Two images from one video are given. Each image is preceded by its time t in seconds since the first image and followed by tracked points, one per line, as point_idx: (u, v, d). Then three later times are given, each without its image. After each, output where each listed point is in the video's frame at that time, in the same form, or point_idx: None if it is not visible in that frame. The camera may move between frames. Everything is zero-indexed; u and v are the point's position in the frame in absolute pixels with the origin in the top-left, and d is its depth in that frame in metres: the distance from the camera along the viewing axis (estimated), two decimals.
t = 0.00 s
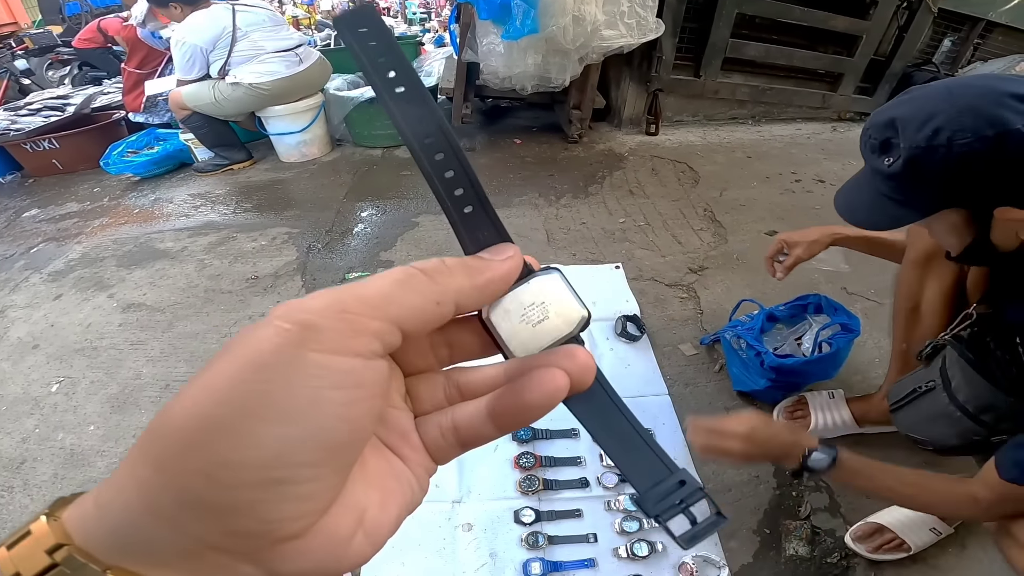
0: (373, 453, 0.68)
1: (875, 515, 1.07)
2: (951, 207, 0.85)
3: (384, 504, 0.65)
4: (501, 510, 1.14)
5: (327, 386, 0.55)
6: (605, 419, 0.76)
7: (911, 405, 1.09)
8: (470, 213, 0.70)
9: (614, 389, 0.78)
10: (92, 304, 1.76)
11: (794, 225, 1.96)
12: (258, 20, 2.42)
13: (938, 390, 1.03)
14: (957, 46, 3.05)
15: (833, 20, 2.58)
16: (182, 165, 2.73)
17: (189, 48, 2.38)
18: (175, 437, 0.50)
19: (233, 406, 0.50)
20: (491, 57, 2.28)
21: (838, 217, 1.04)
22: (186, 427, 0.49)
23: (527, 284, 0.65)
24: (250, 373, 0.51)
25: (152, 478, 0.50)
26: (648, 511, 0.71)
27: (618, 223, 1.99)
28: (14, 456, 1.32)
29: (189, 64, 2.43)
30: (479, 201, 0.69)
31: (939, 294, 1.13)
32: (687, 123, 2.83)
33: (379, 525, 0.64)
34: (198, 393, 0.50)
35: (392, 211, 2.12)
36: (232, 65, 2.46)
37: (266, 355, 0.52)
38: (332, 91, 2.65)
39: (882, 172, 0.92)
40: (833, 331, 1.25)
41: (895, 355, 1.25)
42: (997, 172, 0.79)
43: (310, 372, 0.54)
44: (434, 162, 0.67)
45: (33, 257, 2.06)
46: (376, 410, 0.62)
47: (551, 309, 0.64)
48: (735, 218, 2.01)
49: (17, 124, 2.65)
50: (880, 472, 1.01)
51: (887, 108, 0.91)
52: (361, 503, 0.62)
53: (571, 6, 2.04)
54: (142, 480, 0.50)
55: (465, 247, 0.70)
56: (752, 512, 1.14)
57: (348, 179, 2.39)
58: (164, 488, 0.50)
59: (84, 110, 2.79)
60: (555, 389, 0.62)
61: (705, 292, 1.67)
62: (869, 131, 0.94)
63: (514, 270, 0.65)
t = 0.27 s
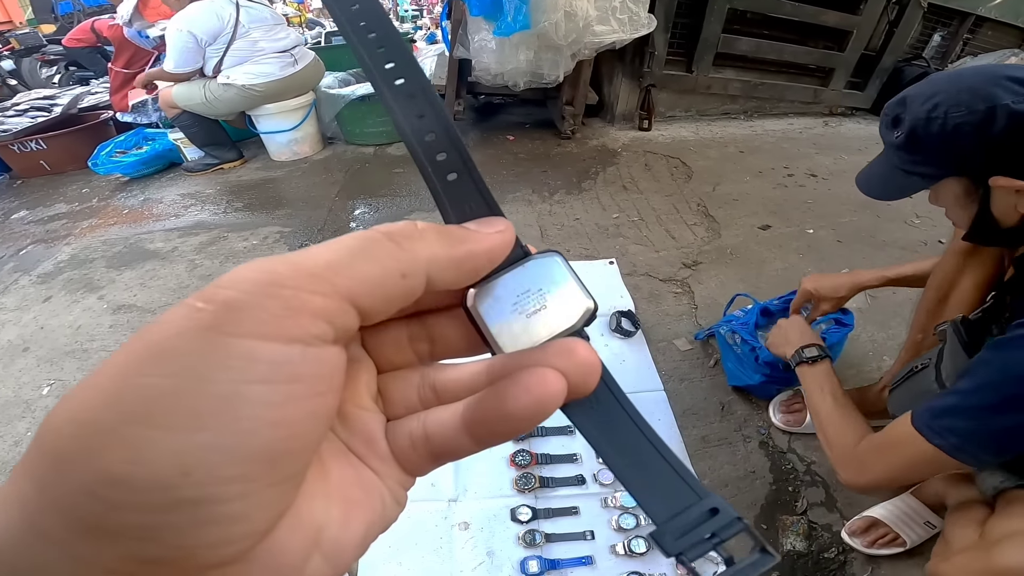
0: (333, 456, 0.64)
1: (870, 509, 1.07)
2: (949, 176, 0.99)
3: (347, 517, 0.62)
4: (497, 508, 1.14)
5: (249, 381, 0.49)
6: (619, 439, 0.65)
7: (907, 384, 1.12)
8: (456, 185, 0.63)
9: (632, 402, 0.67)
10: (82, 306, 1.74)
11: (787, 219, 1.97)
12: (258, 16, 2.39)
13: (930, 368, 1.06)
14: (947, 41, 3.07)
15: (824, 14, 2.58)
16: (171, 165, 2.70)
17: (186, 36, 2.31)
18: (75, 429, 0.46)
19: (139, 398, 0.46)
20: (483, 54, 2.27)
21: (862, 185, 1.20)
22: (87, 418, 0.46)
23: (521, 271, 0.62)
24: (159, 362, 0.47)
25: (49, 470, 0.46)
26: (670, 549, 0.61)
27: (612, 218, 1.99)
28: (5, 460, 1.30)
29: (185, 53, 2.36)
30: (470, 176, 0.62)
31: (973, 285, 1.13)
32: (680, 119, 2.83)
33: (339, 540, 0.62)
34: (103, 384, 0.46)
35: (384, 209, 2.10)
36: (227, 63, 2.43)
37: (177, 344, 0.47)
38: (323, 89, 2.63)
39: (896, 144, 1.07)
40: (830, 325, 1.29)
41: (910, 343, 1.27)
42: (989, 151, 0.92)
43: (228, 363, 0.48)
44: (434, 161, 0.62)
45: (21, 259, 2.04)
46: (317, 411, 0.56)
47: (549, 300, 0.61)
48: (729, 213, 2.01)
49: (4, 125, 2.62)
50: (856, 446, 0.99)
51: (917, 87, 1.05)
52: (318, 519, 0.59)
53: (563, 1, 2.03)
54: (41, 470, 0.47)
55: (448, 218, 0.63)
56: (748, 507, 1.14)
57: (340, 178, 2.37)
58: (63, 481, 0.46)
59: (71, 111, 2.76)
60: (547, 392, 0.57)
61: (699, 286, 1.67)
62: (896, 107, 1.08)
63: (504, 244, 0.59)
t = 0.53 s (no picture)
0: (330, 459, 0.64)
1: (871, 509, 1.07)
2: (952, 167, 0.99)
3: (343, 526, 0.62)
4: (498, 509, 1.14)
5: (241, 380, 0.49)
6: (613, 432, 0.66)
7: (912, 379, 1.14)
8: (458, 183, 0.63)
9: (626, 399, 0.67)
10: (83, 307, 1.74)
11: (787, 220, 1.97)
12: (256, 19, 2.39)
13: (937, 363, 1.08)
14: (947, 41, 3.07)
15: (824, 14, 2.58)
16: (172, 167, 2.70)
17: (184, 44, 2.32)
18: (65, 426, 0.46)
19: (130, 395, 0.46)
20: (483, 55, 2.27)
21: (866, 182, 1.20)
22: (77, 415, 0.46)
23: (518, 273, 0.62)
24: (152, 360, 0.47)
25: (39, 471, 0.46)
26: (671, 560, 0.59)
27: (612, 219, 1.99)
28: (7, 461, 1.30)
29: (183, 61, 2.37)
30: (472, 176, 0.63)
31: (975, 278, 1.13)
32: (680, 120, 2.83)
33: (333, 546, 0.61)
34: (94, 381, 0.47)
35: (385, 210, 2.11)
36: (228, 66, 2.42)
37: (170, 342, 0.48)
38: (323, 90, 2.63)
39: (897, 139, 1.07)
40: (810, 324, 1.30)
41: (910, 338, 1.26)
42: (988, 140, 0.92)
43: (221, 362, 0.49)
44: (435, 160, 0.62)
45: (22, 260, 2.04)
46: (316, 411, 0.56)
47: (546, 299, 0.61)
48: (729, 214, 2.01)
49: (5, 126, 2.62)
50: (874, 446, 1.01)
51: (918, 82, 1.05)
52: (313, 522, 0.59)
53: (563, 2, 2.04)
54: (32, 470, 0.47)
55: (448, 217, 0.63)
56: (749, 508, 1.14)
57: (341, 179, 2.37)
58: (52, 481, 0.46)
59: (71, 112, 2.76)
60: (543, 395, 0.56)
61: (700, 288, 1.67)
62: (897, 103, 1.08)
63: (505, 245, 0.59)
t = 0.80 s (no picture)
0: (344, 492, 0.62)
1: (868, 511, 1.08)
2: (939, 166, 1.00)
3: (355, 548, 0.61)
4: (495, 515, 1.14)
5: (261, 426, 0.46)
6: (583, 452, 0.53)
7: (910, 375, 1.16)
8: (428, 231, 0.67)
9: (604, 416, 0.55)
10: (77, 317, 1.73)
11: (779, 222, 1.98)
12: (246, 28, 2.39)
13: (932, 359, 1.10)
14: (933, 42, 3.11)
15: (812, 18, 2.61)
16: (165, 175, 2.70)
17: (173, 55, 2.31)
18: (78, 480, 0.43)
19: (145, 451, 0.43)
20: (475, 61, 2.27)
21: (857, 182, 1.21)
22: (89, 469, 0.43)
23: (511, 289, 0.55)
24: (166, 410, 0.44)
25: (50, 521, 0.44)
26: None
27: (606, 224, 2.00)
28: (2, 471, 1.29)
29: (171, 72, 2.36)
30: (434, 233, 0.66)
31: (963, 277, 1.14)
32: (672, 123, 2.85)
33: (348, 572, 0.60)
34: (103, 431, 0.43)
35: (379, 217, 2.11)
36: (221, 75, 2.44)
37: (188, 390, 0.44)
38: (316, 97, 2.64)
39: (887, 139, 1.09)
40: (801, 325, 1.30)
41: (900, 340, 1.26)
42: (974, 140, 0.94)
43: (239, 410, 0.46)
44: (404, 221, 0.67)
45: (15, 270, 2.03)
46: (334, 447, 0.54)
47: (528, 319, 0.52)
48: (721, 216, 2.03)
49: None
50: (865, 429, 1.02)
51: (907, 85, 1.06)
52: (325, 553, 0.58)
53: (554, 8, 2.05)
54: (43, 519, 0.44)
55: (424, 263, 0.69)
56: (745, 511, 1.15)
57: (335, 186, 2.38)
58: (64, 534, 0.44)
59: (64, 120, 2.75)
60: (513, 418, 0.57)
61: (693, 291, 1.68)
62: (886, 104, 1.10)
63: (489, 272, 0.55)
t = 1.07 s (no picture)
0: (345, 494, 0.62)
1: (868, 509, 1.08)
2: (944, 159, 1.00)
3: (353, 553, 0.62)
4: (494, 516, 1.14)
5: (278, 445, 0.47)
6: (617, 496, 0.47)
7: (912, 374, 1.16)
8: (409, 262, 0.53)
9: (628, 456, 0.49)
10: (74, 322, 1.73)
11: (775, 221, 1.99)
12: (241, 31, 2.37)
13: (934, 356, 1.09)
14: (926, 40, 3.12)
15: (805, 16, 2.62)
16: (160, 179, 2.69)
17: (168, 61, 2.31)
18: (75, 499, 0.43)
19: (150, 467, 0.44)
20: (471, 62, 2.27)
21: (857, 175, 1.20)
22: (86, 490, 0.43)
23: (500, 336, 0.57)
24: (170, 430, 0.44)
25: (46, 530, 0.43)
26: None
27: (603, 224, 2.00)
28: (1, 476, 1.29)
29: (166, 77, 2.36)
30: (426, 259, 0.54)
31: (960, 276, 1.15)
32: (668, 123, 2.86)
33: None
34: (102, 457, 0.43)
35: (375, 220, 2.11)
36: (216, 79, 2.42)
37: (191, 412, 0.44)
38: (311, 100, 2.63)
39: (889, 130, 1.08)
40: (799, 320, 1.31)
41: (898, 337, 1.26)
42: (979, 132, 0.94)
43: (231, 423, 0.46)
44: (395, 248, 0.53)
45: (11, 276, 2.02)
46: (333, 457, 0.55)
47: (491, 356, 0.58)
48: (718, 215, 2.03)
49: None
50: (877, 436, 1.01)
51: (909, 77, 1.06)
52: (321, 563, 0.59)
53: (548, 8, 2.05)
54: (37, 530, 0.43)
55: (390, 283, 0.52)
56: (745, 509, 1.15)
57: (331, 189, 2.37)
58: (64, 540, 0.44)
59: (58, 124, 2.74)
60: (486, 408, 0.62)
61: (691, 290, 1.68)
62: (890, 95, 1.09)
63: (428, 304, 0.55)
